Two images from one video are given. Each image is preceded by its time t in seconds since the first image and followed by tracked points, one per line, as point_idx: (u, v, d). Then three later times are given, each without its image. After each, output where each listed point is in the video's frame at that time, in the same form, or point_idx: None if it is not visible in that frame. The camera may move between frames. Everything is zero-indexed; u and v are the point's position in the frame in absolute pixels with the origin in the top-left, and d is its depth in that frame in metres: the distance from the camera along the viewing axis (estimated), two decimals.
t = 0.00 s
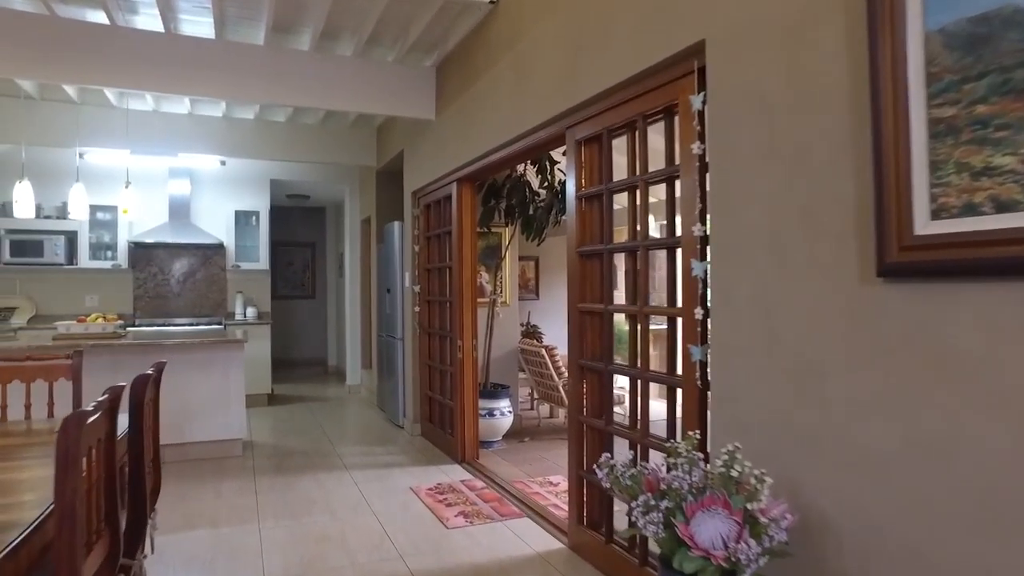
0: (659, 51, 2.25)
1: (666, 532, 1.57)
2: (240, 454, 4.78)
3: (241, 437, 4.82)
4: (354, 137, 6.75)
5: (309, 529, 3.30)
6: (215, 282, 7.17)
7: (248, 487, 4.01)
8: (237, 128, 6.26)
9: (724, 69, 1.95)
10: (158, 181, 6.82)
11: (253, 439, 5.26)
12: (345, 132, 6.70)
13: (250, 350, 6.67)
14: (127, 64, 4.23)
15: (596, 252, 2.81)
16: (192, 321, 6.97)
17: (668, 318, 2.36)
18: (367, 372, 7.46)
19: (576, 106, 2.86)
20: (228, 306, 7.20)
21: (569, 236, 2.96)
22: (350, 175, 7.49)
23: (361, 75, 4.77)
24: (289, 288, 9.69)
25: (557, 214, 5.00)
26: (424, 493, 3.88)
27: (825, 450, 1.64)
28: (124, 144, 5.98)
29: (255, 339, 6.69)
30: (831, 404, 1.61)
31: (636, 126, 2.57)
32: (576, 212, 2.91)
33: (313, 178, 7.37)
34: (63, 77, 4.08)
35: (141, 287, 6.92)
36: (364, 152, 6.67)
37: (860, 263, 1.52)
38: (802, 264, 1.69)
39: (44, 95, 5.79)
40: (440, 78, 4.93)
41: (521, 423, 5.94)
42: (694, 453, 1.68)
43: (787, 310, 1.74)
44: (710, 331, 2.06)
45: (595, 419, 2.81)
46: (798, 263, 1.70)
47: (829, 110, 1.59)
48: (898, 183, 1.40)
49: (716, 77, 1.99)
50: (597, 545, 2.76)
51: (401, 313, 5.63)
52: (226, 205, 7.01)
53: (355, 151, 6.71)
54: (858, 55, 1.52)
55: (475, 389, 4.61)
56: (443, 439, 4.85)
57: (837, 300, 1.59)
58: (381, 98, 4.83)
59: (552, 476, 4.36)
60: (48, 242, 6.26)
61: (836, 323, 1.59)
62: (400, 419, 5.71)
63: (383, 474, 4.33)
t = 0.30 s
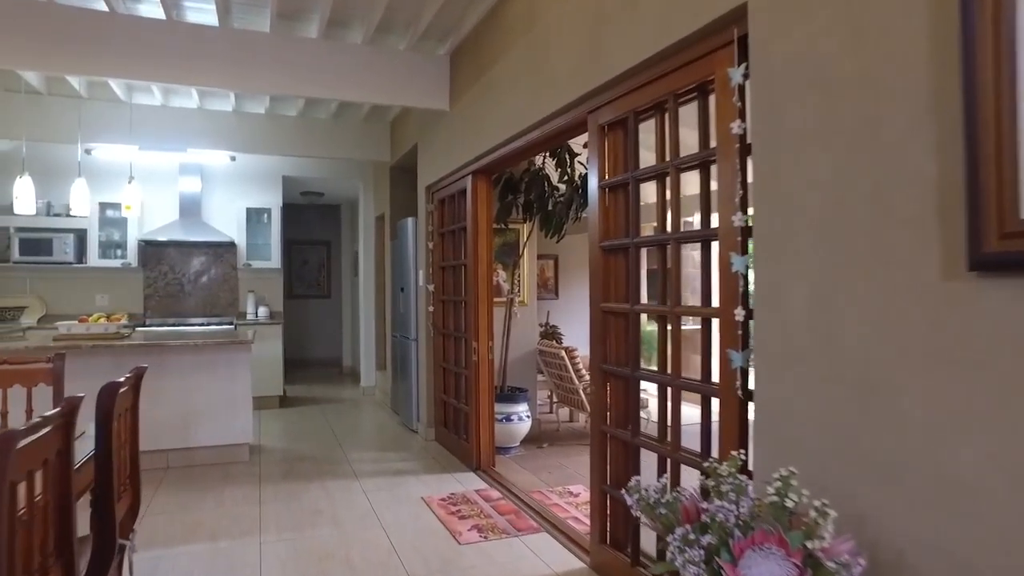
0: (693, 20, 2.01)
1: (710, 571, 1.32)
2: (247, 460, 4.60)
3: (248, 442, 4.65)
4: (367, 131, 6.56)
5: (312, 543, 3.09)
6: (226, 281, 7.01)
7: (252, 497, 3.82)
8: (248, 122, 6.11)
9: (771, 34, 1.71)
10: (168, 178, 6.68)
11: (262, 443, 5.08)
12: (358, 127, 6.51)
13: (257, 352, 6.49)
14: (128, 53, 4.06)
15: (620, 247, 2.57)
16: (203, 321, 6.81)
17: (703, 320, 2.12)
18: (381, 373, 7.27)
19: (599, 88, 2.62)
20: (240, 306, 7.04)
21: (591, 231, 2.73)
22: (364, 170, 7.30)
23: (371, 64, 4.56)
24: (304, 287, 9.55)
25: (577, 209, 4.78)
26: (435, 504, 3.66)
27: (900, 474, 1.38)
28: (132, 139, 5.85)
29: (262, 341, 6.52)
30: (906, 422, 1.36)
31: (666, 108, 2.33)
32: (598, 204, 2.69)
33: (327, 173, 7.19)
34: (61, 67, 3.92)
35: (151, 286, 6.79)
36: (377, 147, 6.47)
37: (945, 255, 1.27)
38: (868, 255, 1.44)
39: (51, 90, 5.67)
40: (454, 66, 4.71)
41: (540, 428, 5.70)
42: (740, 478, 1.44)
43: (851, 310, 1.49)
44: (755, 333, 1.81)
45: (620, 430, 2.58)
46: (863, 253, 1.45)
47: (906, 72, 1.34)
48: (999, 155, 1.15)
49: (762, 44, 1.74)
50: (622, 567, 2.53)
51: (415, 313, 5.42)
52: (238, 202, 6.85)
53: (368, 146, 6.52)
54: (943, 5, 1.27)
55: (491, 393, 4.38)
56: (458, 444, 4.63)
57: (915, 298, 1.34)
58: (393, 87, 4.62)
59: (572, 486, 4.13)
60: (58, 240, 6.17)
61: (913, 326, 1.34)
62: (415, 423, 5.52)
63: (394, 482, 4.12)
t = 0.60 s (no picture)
0: None
1: None
2: (253, 466, 4.44)
3: (254, 447, 4.48)
4: (379, 126, 6.38)
5: (315, 560, 2.91)
6: (235, 280, 6.86)
7: (255, 509, 3.65)
8: (256, 118, 5.97)
9: None
10: (177, 175, 6.55)
11: (269, 448, 4.92)
12: (369, 121, 6.32)
13: (264, 354, 6.33)
14: (129, 43, 3.89)
15: (646, 242, 2.36)
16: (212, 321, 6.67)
17: (742, 323, 1.90)
18: (394, 375, 7.10)
19: (624, 68, 2.41)
20: (250, 306, 6.89)
21: (613, 225, 2.52)
22: (376, 167, 7.13)
23: (381, 53, 4.36)
24: (317, 287, 9.41)
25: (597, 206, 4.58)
26: (448, 517, 3.47)
27: (999, 509, 1.16)
28: (138, 135, 5.71)
29: (268, 342, 6.34)
30: (1009, 449, 1.14)
31: (698, 88, 2.12)
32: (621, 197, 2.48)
33: (338, 170, 7.01)
34: (58, 58, 3.76)
35: (160, 285, 6.65)
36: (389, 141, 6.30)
37: None
38: (962, 249, 1.22)
39: (57, 85, 5.55)
40: (467, 56, 4.50)
41: (557, 433, 5.49)
42: (798, 515, 1.23)
43: (937, 314, 1.27)
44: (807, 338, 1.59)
45: (646, 444, 2.36)
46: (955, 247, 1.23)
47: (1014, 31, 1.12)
48: None
49: (821, 9, 1.52)
50: None
51: (427, 314, 5.22)
52: (248, 200, 6.71)
53: (379, 141, 6.35)
54: None
55: (507, 398, 4.18)
56: (472, 451, 4.43)
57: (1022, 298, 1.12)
58: (404, 77, 4.42)
59: (592, 496, 3.92)
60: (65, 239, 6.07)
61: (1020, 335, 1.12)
62: (427, 428, 5.33)
63: (405, 492, 3.93)
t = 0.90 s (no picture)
0: None
1: None
2: (258, 474, 4.27)
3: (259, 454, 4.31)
4: (391, 121, 6.20)
5: None
6: (244, 279, 6.71)
7: (257, 521, 3.47)
8: (265, 113, 5.83)
9: None
10: (184, 173, 6.41)
11: (276, 454, 4.75)
12: (380, 116, 6.14)
13: (269, 356, 6.16)
14: (127, 31, 3.73)
15: (676, 239, 2.15)
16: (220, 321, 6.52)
17: (789, 328, 1.68)
18: (406, 377, 6.92)
19: (651, 47, 2.20)
20: (259, 306, 6.74)
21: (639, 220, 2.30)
22: (388, 163, 6.95)
23: (390, 42, 4.17)
24: (330, 286, 9.26)
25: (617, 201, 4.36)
26: (459, 531, 3.26)
27: None
28: (143, 131, 5.57)
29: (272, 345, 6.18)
30: None
31: (735, 64, 1.89)
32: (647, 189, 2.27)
33: (349, 167, 6.84)
34: (54, 47, 3.61)
35: (167, 285, 6.52)
36: (401, 137, 6.12)
37: None
38: None
39: (61, 80, 5.47)
40: (480, 44, 4.30)
41: (575, 439, 5.26)
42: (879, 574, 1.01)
43: None
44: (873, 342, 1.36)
45: (675, 461, 2.15)
46: None
47: None
48: None
49: None
50: None
51: (440, 315, 5.03)
52: (257, 198, 6.56)
53: (391, 137, 6.17)
54: None
55: (522, 404, 3.97)
56: (485, 460, 4.22)
57: None
58: (414, 67, 4.22)
59: (612, 509, 3.70)
60: (71, 238, 5.97)
61: None
62: (439, 434, 5.14)
63: (414, 503, 3.74)
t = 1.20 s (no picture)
0: None
1: None
2: (265, 482, 4.08)
3: (267, 461, 4.13)
4: (406, 115, 6.00)
5: None
6: (256, 279, 6.55)
7: (260, 534, 3.28)
8: (276, 108, 5.66)
9: None
10: (195, 170, 6.27)
11: (285, 460, 4.56)
12: (395, 110, 5.95)
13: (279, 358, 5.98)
14: (127, 18, 3.56)
15: (716, 232, 1.91)
16: (231, 322, 6.36)
17: (855, 335, 1.43)
18: (421, 380, 6.72)
19: (689, 17, 1.96)
20: (271, 306, 6.58)
21: (672, 213, 2.08)
22: (403, 159, 6.76)
23: (402, 28, 3.96)
24: (346, 286, 9.09)
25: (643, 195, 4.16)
26: (474, 549, 3.04)
27: None
28: (152, 127, 5.43)
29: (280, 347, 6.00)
30: None
31: (787, 31, 1.66)
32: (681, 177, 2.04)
33: (363, 163, 6.66)
34: (51, 35, 3.45)
35: (178, 285, 6.38)
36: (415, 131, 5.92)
37: None
38: None
39: (68, 75, 5.36)
40: (497, 30, 4.08)
41: (596, 446, 5.02)
42: None
43: None
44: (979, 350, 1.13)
45: (715, 484, 1.92)
46: None
47: None
48: None
49: None
50: None
51: (455, 316, 4.81)
52: (269, 195, 6.40)
53: (405, 131, 5.98)
54: None
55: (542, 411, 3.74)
56: (503, 469, 4.00)
57: None
58: (427, 55, 4.00)
59: (637, 524, 3.46)
60: (80, 237, 5.85)
61: None
62: (455, 440, 4.93)
63: (427, 515, 3.52)
